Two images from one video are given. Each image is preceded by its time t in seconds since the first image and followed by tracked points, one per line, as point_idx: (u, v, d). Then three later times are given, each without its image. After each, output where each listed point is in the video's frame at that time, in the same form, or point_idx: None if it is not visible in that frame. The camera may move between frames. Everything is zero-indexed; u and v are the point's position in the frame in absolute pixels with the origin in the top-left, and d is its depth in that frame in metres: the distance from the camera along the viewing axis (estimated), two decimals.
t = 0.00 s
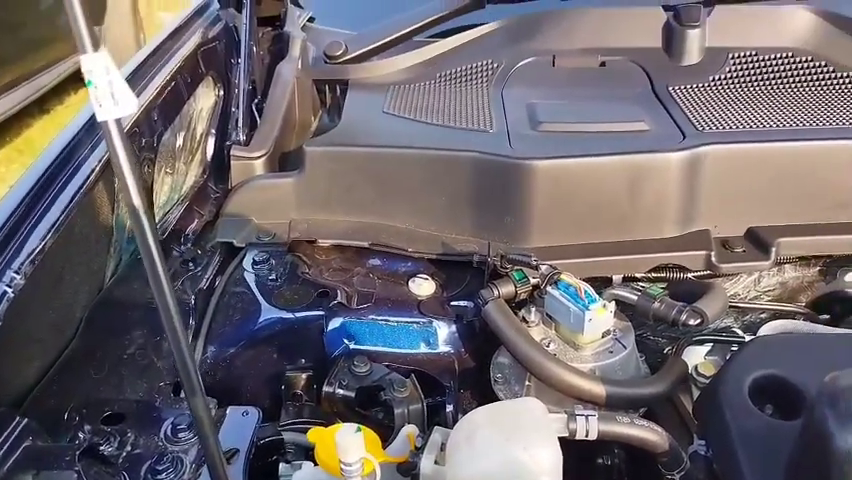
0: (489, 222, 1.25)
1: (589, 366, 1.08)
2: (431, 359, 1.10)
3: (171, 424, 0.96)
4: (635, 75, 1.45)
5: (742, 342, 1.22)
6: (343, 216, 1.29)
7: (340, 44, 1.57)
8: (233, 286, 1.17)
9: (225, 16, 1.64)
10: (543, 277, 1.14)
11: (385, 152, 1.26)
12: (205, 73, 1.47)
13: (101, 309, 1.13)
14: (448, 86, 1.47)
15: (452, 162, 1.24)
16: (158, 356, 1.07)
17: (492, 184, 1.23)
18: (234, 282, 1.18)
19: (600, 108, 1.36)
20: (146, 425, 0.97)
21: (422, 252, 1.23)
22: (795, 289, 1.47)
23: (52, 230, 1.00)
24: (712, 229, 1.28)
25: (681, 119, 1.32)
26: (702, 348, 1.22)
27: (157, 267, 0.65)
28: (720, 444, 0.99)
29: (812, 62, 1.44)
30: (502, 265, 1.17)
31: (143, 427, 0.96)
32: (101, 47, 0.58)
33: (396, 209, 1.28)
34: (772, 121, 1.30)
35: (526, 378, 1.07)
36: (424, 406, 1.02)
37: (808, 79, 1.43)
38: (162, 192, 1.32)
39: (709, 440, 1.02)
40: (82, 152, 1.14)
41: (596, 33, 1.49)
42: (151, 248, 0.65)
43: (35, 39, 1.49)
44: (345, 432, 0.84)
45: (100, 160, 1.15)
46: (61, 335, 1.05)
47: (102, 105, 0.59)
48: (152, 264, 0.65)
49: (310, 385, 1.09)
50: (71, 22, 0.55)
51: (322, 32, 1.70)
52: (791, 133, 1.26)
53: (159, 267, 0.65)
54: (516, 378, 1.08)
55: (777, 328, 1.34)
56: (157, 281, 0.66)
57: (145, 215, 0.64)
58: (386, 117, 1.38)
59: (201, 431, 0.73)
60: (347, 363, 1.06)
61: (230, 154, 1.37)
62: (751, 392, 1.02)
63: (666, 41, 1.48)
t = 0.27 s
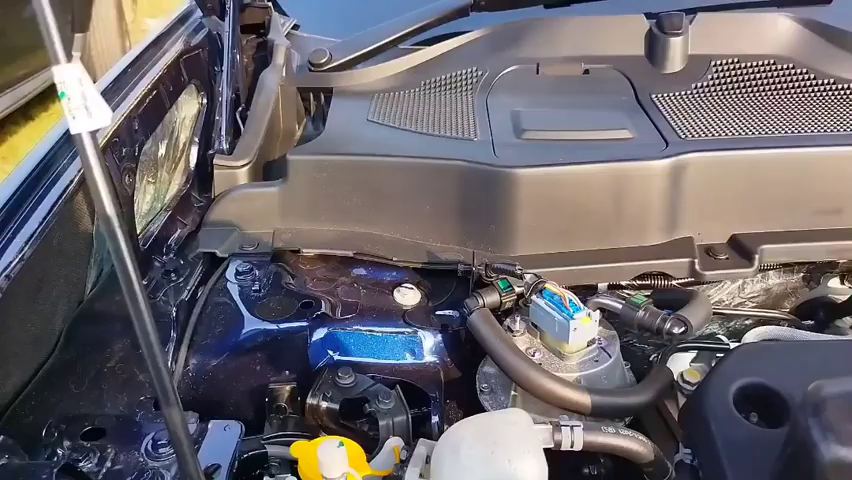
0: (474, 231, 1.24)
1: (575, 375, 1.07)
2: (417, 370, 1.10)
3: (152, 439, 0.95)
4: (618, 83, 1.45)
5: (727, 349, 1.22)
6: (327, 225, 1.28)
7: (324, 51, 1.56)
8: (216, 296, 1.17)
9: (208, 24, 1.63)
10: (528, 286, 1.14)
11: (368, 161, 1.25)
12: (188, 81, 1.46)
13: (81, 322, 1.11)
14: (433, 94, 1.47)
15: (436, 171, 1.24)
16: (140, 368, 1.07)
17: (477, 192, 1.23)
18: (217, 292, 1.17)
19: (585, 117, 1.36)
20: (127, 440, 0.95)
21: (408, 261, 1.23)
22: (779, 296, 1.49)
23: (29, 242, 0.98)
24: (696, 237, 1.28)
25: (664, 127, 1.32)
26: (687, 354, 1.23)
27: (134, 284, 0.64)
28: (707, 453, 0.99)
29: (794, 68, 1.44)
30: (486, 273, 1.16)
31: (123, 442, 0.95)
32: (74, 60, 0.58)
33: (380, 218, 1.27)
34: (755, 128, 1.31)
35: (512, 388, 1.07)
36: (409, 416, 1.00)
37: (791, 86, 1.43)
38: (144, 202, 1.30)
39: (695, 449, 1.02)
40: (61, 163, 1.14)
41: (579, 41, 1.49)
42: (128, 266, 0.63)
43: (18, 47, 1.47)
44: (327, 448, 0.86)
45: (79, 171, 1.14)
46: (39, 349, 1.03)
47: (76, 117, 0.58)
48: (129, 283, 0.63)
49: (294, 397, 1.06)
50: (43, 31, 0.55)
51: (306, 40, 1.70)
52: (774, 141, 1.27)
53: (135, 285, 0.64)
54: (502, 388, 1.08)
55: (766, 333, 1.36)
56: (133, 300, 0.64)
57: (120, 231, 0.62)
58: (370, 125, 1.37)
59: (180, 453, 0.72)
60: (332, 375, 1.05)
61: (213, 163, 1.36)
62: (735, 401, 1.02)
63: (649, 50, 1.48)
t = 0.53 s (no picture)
0: (460, 249, 1.24)
1: (561, 395, 1.07)
2: (402, 390, 1.10)
3: (132, 465, 0.96)
4: (602, 100, 1.46)
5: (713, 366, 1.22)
6: (311, 243, 1.28)
7: (309, 69, 1.56)
8: (199, 317, 1.16)
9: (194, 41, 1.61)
10: (513, 305, 1.13)
11: (352, 179, 1.25)
12: (172, 99, 1.45)
13: (61, 344, 1.10)
14: (418, 112, 1.47)
15: (421, 189, 1.23)
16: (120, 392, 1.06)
17: (462, 210, 1.22)
18: (199, 312, 1.16)
19: (569, 134, 1.36)
20: (106, 466, 0.96)
21: (393, 279, 1.23)
22: (764, 312, 1.49)
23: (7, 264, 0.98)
24: (680, 254, 1.28)
25: (648, 145, 1.33)
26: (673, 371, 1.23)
27: (111, 310, 0.63)
28: (694, 472, 0.99)
29: (777, 86, 1.45)
30: (472, 292, 1.16)
31: (102, 468, 0.96)
32: (51, 82, 0.57)
33: (365, 236, 1.27)
34: (739, 146, 1.31)
35: (498, 408, 1.07)
36: (394, 438, 0.99)
37: (774, 103, 1.44)
38: (126, 222, 1.29)
39: (683, 468, 1.01)
40: (41, 183, 1.13)
41: (563, 59, 1.50)
42: (105, 292, 0.62)
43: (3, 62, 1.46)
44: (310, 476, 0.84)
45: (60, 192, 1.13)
46: (17, 370, 1.02)
47: (53, 140, 0.58)
48: (105, 308, 0.63)
49: (277, 420, 1.05)
50: (20, 54, 0.55)
51: (291, 57, 1.69)
52: (757, 158, 1.27)
53: (112, 311, 0.63)
54: (488, 408, 1.07)
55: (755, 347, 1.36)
56: (109, 325, 0.64)
57: (97, 258, 0.62)
58: (355, 142, 1.36)
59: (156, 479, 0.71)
60: (316, 397, 1.04)
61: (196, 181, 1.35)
62: (721, 420, 1.02)
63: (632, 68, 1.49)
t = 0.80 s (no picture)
0: (441, 263, 1.24)
1: (542, 409, 1.07)
2: (383, 406, 1.09)
3: None
4: (582, 115, 1.46)
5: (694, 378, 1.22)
6: (291, 257, 1.27)
7: (290, 82, 1.56)
8: (176, 333, 1.14)
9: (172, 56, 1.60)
10: (494, 320, 1.12)
11: (333, 193, 1.24)
12: (151, 112, 1.44)
13: (35, 362, 1.10)
14: (400, 125, 1.47)
15: (401, 203, 1.23)
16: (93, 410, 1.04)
17: (443, 224, 1.22)
18: (176, 329, 1.15)
19: (550, 148, 1.37)
20: None
21: (375, 294, 1.22)
22: (744, 324, 1.50)
23: None
24: (660, 267, 1.28)
25: (627, 159, 1.33)
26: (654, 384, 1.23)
27: (80, 327, 0.64)
28: None
29: (755, 100, 1.47)
30: (453, 306, 1.15)
31: None
32: (20, 99, 0.57)
33: (346, 251, 1.26)
34: (718, 160, 1.32)
35: (480, 423, 1.06)
36: (374, 455, 0.98)
37: (751, 118, 1.45)
38: (103, 236, 1.28)
39: None
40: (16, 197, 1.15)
41: (543, 74, 1.51)
42: (74, 309, 0.63)
43: None
44: None
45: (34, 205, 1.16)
46: None
47: (22, 158, 0.58)
48: (74, 326, 0.64)
49: (256, 437, 1.05)
50: None
51: (271, 69, 1.68)
52: (736, 173, 1.28)
53: (81, 328, 0.65)
54: (469, 423, 1.07)
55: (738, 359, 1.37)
56: (78, 342, 0.65)
57: (67, 278, 0.62)
58: (336, 156, 1.36)
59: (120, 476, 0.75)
60: (295, 413, 1.03)
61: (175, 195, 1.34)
62: (702, 433, 1.02)
63: (611, 82, 1.50)
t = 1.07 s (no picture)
0: (422, 262, 1.24)
1: (523, 407, 1.06)
2: (365, 405, 1.08)
3: None
4: (563, 113, 1.46)
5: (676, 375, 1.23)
6: (272, 256, 1.26)
7: (271, 80, 1.54)
8: (154, 334, 1.13)
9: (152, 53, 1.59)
10: (475, 318, 1.12)
11: (314, 192, 1.24)
12: (129, 110, 1.43)
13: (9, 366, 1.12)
14: (382, 124, 1.46)
15: (382, 201, 1.23)
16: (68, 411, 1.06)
17: (424, 223, 1.22)
18: (153, 330, 1.14)
19: (531, 147, 1.37)
20: None
21: (356, 293, 1.21)
22: (725, 321, 1.51)
23: None
24: (641, 264, 1.28)
25: (608, 157, 1.34)
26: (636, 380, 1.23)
27: (47, 327, 0.72)
28: None
29: (735, 99, 1.47)
30: (434, 304, 1.14)
31: None
32: None
33: (328, 250, 1.25)
34: (698, 158, 1.33)
35: (461, 421, 1.06)
36: (354, 455, 0.99)
37: (732, 116, 1.46)
38: (80, 236, 1.27)
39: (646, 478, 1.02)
40: None
41: (525, 72, 1.51)
42: (42, 311, 0.70)
43: None
44: None
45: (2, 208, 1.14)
46: None
47: None
48: (44, 328, 0.71)
49: (234, 438, 1.04)
50: None
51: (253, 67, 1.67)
52: (717, 170, 1.28)
53: (49, 331, 0.72)
54: (451, 421, 1.07)
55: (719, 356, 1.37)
56: (47, 343, 0.73)
57: (36, 286, 0.70)
58: (317, 155, 1.35)
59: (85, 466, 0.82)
60: (275, 413, 1.02)
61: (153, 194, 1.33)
62: (683, 429, 1.03)
63: (592, 81, 1.50)
